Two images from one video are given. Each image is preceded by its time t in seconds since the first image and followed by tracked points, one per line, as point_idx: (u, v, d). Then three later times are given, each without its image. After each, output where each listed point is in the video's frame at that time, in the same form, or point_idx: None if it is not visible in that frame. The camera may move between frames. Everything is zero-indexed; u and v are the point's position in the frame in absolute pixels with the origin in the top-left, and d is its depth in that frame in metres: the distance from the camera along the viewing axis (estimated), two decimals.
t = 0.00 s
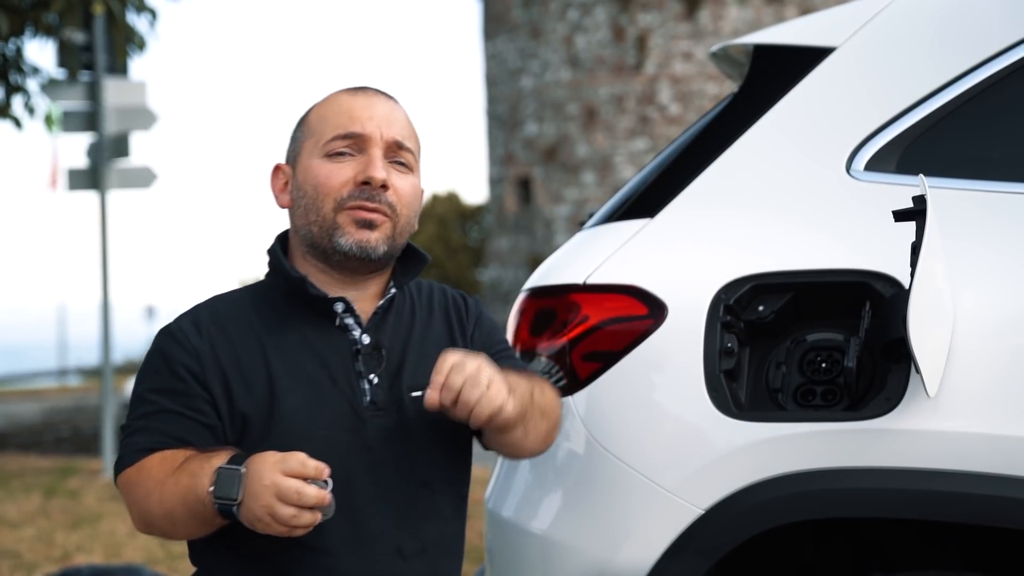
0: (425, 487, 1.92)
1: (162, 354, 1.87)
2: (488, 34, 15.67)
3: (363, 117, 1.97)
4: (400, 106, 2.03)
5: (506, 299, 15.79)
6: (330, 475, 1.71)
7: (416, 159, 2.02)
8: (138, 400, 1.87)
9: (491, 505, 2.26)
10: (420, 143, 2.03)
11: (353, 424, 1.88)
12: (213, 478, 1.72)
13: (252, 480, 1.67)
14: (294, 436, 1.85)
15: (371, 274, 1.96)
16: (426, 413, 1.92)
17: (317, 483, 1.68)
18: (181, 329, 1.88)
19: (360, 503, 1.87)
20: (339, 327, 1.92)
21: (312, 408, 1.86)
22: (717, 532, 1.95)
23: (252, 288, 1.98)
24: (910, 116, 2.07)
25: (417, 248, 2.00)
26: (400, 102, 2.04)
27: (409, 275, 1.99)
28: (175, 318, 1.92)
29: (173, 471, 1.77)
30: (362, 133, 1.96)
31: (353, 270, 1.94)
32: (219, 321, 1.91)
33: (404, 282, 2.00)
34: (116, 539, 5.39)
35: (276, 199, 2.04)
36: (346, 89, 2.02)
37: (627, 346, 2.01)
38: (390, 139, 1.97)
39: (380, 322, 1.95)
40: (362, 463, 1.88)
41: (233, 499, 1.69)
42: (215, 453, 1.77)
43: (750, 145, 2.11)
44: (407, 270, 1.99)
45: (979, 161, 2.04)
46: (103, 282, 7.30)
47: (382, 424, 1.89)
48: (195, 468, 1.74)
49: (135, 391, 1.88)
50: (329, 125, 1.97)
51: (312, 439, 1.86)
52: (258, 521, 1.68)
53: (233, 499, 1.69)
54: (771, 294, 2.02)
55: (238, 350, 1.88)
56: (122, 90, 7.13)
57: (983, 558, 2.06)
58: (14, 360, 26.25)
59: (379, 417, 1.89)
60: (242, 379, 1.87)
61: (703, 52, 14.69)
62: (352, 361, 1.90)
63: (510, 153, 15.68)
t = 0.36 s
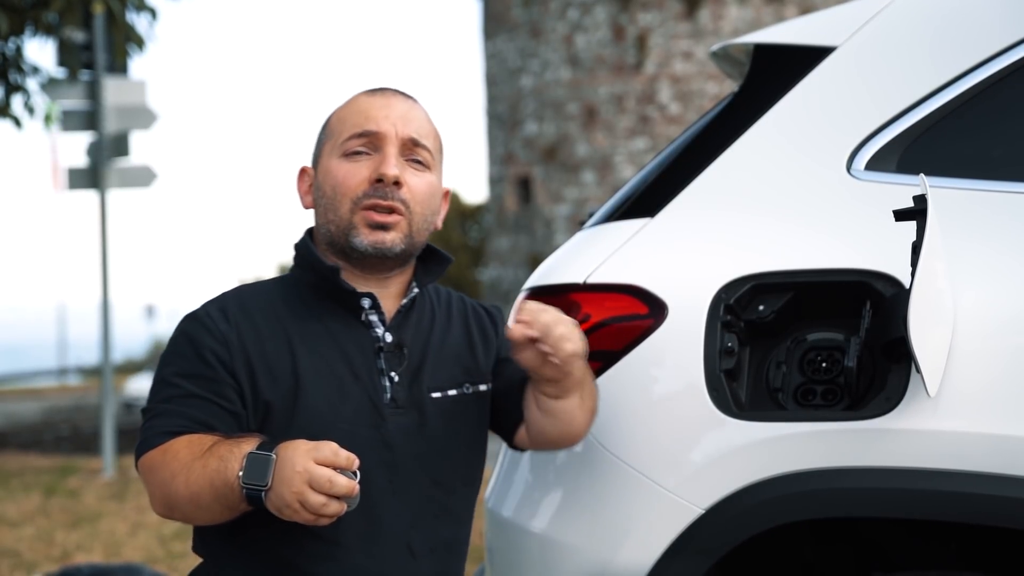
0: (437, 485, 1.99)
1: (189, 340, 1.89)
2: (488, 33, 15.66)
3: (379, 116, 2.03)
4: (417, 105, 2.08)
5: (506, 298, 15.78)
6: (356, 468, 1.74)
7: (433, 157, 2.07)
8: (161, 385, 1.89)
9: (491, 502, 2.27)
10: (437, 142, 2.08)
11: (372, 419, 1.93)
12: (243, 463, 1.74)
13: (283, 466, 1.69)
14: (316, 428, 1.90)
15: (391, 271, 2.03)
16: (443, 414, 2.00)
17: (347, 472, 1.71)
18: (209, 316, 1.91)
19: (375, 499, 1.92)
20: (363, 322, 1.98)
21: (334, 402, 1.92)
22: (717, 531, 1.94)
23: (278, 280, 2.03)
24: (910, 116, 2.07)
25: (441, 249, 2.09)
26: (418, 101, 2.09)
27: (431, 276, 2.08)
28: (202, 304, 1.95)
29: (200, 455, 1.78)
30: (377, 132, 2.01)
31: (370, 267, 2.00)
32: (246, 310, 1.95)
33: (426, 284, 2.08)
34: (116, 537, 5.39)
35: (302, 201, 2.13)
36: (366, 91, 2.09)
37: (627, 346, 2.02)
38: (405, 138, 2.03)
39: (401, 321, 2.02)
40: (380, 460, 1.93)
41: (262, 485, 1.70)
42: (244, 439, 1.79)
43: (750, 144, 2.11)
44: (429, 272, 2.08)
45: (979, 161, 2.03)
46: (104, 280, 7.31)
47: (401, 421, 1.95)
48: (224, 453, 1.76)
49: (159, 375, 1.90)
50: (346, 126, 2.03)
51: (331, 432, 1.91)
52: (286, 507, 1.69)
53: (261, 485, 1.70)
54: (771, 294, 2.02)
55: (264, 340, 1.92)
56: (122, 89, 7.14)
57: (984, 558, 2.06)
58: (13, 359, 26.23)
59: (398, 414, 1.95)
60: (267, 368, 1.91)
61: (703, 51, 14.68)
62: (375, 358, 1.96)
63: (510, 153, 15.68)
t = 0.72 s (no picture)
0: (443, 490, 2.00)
1: (207, 336, 1.89)
2: (488, 32, 15.66)
3: (397, 128, 2.01)
4: (436, 113, 2.06)
5: (506, 297, 15.77)
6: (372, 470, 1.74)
7: (450, 167, 2.06)
8: (176, 379, 1.88)
9: (494, 502, 2.27)
10: (454, 151, 2.06)
11: (385, 423, 1.93)
12: (258, 461, 1.74)
13: (300, 467, 1.69)
14: (328, 430, 1.91)
15: (408, 283, 2.04)
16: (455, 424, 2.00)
17: (362, 475, 1.71)
18: (228, 312, 1.91)
19: (384, 503, 1.93)
20: (380, 326, 1.98)
21: (347, 404, 1.92)
22: (716, 531, 1.94)
23: (295, 279, 2.04)
24: (911, 115, 2.07)
25: (463, 260, 2.09)
26: (437, 108, 2.06)
27: (450, 284, 2.08)
28: (220, 300, 1.96)
29: (216, 452, 1.78)
30: (394, 146, 2.00)
31: (386, 281, 2.02)
32: (263, 308, 1.95)
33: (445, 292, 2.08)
34: (116, 537, 5.38)
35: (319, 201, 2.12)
36: (384, 95, 2.06)
37: (627, 346, 2.02)
38: (422, 152, 2.01)
39: (417, 327, 2.02)
40: (390, 463, 1.94)
41: (277, 484, 1.70)
42: (260, 437, 1.79)
43: (750, 143, 2.11)
44: (446, 282, 2.08)
45: (979, 161, 2.03)
46: (104, 280, 7.32)
47: (413, 427, 1.95)
48: (240, 450, 1.76)
49: (175, 369, 1.90)
50: (364, 137, 2.02)
51: (343, 433, 1.91)
52: (299, 507, 1.70)
53: (275, 485, 1.71)
54: (772, 293, 2.02)
55: (282, 340, 1.93)
56: (122, 89, 7.17)
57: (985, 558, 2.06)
58: (13, 358, 26.22)
59: (411, 420, 1.95)
60: (283, 367, 1.91)
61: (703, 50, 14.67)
62: (390, 362, 1.96)
63: (509, 152, 15.68)
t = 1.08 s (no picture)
0: (445, 492, 2.01)
1: (210, 336, 1.88)
2: (487, 31, 15.66)
3: (405, 130, 2.00)
4: (443, 114, 2.05)
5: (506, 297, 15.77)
6: (379, 469, 1.74)
7: (457, 169, 2.06)
8: (180, 380, 1.87)
9: (495, 501, 2.26)
10: (461, 153, 2.06)
11: (388, 425, 1.93)
12: (264, 461, 1.74)
13: (306, 467, 1.69)
14: (332, 431, 1.91)
15: (411, 284, 2.04)
16: (456, 425, 2.01)
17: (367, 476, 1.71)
18: (231, 313, 1.91)
19: (386, 504, 1.94)
20: (381, 327, 1.98)
21: (350, 404, 1.92)
22: (716, 530, 1.94)
23: (297, 278, 2.03)
24: (910, 115, 2.07)
25: (465, 262, 2.11)
26: (444, 109, 2.06)
27: (450, 285, 2.09)
28: (222, 301, 1.95)
29: (222, 453, 1.77)
30: (402, 147, 1.99)
31: (390, 283, 2.02)
32: (266, 308, 1.94)
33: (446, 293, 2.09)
34: (116, 537, 5.38)
35: (323, 201, 2.11)
36: (391, 95, 2.05)
37: (627, 344, 2.02)
38: (430, 154, 2.01)
39: (419, 329, 2.03)
40: (392, 465, 1.94)
41: (284, 485, 1.70)
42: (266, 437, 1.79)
43: (750, 142, 2.11)
44: (447, 282, 2.09)
45: (979, 159, 2.03)
46: (104, 280, 7.32)
47: (415, 428, 1.96)
48: (246, 451, 1.76)
49: (177, 370, 1.89)
50: (371, 137, 2.01)
51: (346, 435, 1.91)
52: (307, 507, 1.70)
53: (282, 486, 1.71)
54: (771, 292, 2.02)
55: (285, 341, 1.92)
56: (121, 88, 7.19)
57: (985, 557, 2.06)
58: (13, 358, 26.25)
59: (413, 421, 1.95)
60: (287, 368, 1.91)
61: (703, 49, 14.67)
62: (392, 363, 1.96)
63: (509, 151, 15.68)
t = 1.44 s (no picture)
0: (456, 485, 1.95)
1: (213, 336, 1.83)
2: (487, 31, 15.66)
3: (383, 116, 2.01)
4: (420, 102, 2.06)
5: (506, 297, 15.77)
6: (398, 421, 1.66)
7: (439, 153, 2.05)
8: (190, 383, 1.82)
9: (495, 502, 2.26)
10: (441, 138, 2.07)
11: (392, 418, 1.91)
12: (278, 415, 1.68)
13: (321, 414, 1.58)
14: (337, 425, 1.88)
15: (406, 271, 2.01)
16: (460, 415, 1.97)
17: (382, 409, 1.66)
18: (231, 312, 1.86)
19: (395, 497, 1.89)
20: (382, 321, 1.95)
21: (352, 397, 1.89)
22: (715, 529, 1.94)
23: (296, 281, 1.99)
24: (909, 113, 2.07)
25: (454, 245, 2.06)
26: (420, 98, 2.07)
27: (442, 270, 2.06)
28: (220, 305, 1.90)
29: (264, 454, 1.68)
30: (381, 132, 2.00)
31: (383, 271, 2.00)
32: (266, 306, 1.91)
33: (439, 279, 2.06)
34: (117, 537, 5.39)
35: (309, 205, 2.11)
36: (368, 90, 2.07)
37: (626, 343, 2.01)
38: (410, 137, 2.01)
39: (418, 319, 2.00)
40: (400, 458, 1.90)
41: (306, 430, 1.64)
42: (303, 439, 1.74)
43: (750, 141, 2.11)
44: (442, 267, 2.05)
45: (978, 158, 2.03)
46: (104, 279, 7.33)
47: (420, 420, 1.92)
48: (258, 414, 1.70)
49: (185, 376, 1.83)
50: (350, 127, 2.02)
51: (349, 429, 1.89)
52: (332, 459, 1.59)
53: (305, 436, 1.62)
54: (771, 291, 2.02)
55: (285, 337, 1.89)
56: (121, 88, 7.19)
57: (984, 556, 2.06)
58: (13, 358, 26.23)
59: (417, 412, 1.92)
60: (290, 362, 1.88)
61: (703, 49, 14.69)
62: (393, 356, 1.94)
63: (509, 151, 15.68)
